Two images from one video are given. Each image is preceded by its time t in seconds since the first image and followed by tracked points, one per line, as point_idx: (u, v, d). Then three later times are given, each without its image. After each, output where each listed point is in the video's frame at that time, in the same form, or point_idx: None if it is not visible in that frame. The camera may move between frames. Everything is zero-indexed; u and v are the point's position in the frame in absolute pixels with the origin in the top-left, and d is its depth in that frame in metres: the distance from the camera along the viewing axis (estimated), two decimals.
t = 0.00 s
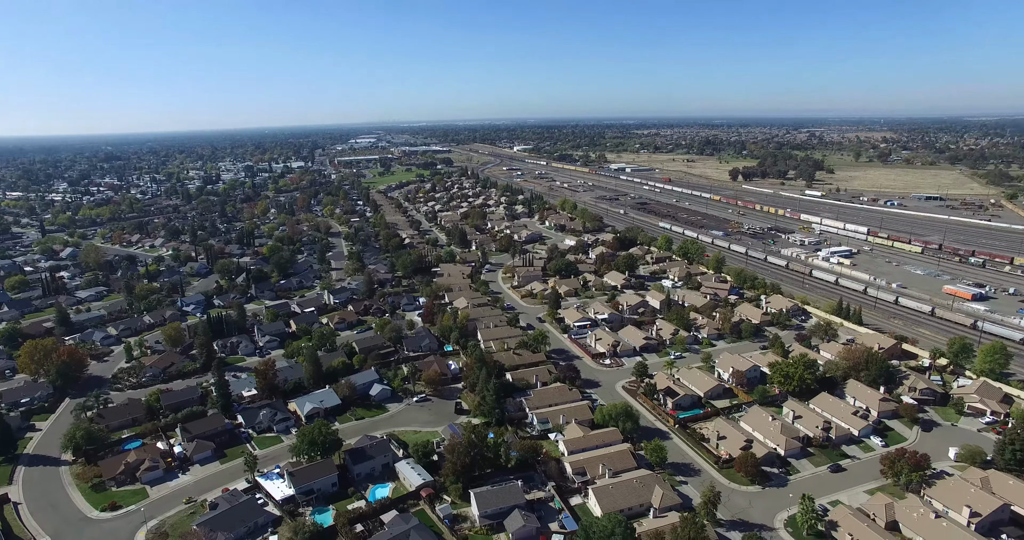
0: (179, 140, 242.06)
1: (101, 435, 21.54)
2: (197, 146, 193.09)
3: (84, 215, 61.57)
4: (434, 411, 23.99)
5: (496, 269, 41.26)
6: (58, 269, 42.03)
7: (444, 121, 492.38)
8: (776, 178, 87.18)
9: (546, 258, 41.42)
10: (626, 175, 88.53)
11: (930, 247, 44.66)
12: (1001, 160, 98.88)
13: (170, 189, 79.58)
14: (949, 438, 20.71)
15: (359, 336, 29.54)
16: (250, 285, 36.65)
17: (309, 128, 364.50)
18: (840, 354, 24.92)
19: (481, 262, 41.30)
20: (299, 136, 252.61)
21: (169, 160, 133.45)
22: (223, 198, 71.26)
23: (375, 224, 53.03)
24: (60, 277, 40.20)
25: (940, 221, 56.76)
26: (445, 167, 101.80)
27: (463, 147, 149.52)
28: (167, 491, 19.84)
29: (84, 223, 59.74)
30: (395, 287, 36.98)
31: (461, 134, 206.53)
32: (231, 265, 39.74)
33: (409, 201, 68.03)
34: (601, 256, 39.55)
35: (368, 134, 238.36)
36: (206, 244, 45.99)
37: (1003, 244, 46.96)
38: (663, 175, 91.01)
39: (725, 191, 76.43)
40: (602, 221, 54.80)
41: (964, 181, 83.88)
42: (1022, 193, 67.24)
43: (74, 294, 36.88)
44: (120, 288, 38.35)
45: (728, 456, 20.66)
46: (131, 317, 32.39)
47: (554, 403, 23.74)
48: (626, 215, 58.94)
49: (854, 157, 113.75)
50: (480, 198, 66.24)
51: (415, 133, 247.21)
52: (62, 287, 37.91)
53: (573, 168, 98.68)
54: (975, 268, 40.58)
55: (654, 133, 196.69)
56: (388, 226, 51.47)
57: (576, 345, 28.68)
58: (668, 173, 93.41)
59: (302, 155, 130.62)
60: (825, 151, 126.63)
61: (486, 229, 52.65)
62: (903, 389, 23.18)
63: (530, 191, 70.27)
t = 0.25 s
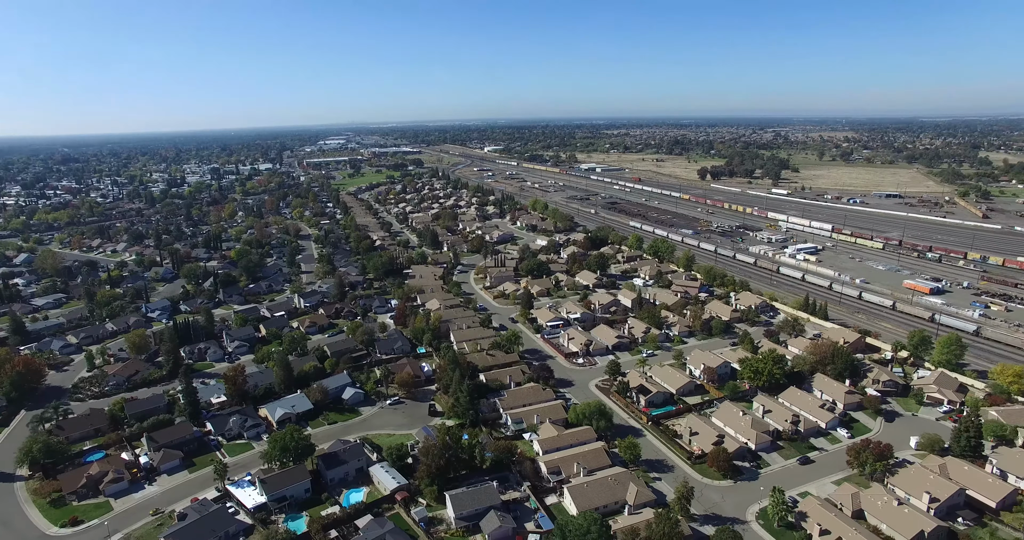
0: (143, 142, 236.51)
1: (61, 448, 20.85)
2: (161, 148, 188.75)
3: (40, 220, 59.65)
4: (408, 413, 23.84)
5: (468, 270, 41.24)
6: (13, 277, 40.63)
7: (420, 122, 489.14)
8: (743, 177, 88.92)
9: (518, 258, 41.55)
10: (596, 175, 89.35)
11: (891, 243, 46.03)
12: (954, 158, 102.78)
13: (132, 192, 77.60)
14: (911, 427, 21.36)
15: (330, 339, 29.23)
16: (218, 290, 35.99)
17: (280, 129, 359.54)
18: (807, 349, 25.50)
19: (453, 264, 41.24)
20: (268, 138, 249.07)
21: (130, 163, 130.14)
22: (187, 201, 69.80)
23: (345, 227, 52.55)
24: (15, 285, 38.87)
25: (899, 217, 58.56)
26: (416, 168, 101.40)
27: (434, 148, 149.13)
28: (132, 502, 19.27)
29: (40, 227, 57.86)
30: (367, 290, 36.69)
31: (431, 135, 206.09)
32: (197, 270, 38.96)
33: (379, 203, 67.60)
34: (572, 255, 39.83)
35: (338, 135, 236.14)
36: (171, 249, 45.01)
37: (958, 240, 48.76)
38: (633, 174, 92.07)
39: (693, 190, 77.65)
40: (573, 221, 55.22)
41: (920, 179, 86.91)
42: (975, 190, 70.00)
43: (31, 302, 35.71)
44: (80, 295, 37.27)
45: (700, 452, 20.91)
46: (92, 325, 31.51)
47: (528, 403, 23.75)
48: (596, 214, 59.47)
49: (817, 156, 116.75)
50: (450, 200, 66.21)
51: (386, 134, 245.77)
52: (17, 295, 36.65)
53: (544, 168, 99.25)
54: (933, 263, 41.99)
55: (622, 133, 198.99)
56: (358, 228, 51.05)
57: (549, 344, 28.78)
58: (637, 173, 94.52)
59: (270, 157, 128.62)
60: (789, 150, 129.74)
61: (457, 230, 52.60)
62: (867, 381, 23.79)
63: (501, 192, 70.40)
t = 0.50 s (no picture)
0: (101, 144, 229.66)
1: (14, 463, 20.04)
2: (119, 150, 183.58)
3: None
4: (379, 417, 23.60)
5: (438, 271, 41.13)
6: None
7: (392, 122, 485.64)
8: (709, 176, 90.59)
9: (488, 259, 41.59)
10: (565, 175, 90.05)
11: (851, 239, 47.37)
12: (908, 157, 106.52)
13: (88, 196, 75.29)
14: (872, 418, 22.00)
15: (299, 344, 28.83)
16: (181, 296, 35.20)
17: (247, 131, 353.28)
18: (773, 344, 26.04)
19: (423, 265, 41.09)
20: (233, 139, 244.57)
21: (86, 166, 126.20)
22: (148, 204, 68.03)
23: (313, 229, 51.93)
24: None
25: (858, 214, 60.38)
26: (384, 170, 100.80)
27: (403, 149, 148.39)
28: (92, 518, 18.61)
29: None
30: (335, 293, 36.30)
31: (400, 136, 205.19)
32: (159, 275, 38.03)
33: (347, 205, 66.97)
34: (542, 255, 40.04)
35: (305, 136, 233.00)
36: (131, 254, 43.83)
37: (914, 236, 50.50)
38: (601, 174, 93.05)
39: (660, 189, 78.79)
40: (543, 221, 55.54)
41: (877, 176, 89.79)
42: (928, 188, 72.73)
43: None
44: (34, 303, 36.01)
45: (671, 448, 21.15)
46: (47, 334, 30.50)
47: (500, 404, 23.71)
48: (565, 214, 59.90)
49: (780, 155, 119.66)
50: (419, 201, 65.96)
51: (354, 135, 243.60)
52: None
53: (513, 169, 99.61)
54: (891, 258, 43.37)
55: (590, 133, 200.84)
56: (326, 230, 50.50)
57: (520, 345, 28.83)
58: (606, 173, 95.56)
59: (234, 159, 126.27)
60: (753, 149, 132.67)
61: (426, 231, 52.40)
62: (830, 374, 24.40)
63: (470, 193, 70.47)
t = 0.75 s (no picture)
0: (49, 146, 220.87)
1: None
2: (67, 153, 176.61)
3: None
4: (345, 422, 23.28)
5: (403, 273, 40.88)
6: None
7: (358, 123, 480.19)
8: (671, 175, 92.26)
9: (453, 260, 41.51)
10: (529, 175, 90.56)
11: (809, 236, 48.77)
12: (859, 155, 110.53)
13: (32, 201, 72.18)
14: (830, 408, 22.70)
15: (261, 350, 28.28)
16: (136, 303, 34.12)
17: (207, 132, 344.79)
18: (735, 339, 26.60)
19: (387, 267, 40.78)
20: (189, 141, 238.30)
21: (30, 169, 120.82)
22: (98, 209, 65.65)
23: (274, 233, 51.02)
24: None
25: (814, 211, 62.30)
26: (346, 172, 99.72)
27: (365, 150, 147.02)
28: (41, 537, 17.74)
29: None
30: (299, 297, 35.73)
31: (362, 137, 203.37)
32: (112, 282, 36.79)
33: (309, 207, 65.99)
34: (507, 256, 40.18)
35: (264, 138, 228.54)
36: (81, 261, 42.26)
37: (867, 231, 52.36)
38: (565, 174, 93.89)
39: (623, 189, 79.89)
40: (508, 222, 55.74)
41: (831, 174, 92.80)
42: (878, 185, 75.55)
43: None
44: None
45: (638, 444, 21.37)
46: None
47: (468, 406, 23.61)
48: (530, 214, 60.22)
49: (739, 154, 122.60)
50: (383, 203, 65.47)
51: (316, 137, 240.21)
52: None
53: (477, 170, 99.68)
54: (845, 254, 44.82)
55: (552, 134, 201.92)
56: (288, 234, 49.68)
57: (487, 345, 28.82)
58: (569, 173, 96.44)
59: (191, 162, 122.96)
60: (712, 148, 135.61)
61: (390, 233, 52.03)
62: (791, 367, 25.05)
63: (434, 195, 70.26)
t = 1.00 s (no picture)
0: None
1: None
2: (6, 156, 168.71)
3: None
4: (309, 428, 22.88)
5: (366, 276, 40.50)
6: None
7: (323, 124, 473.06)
8: (632, 175, 93.68)
9: (416, 262, 41.32)
10: (492, 176, 90.81)
11: (766, 232, 50.07)
12: (812, 153, 114.25)
13: None
14: (789, 400, 23.33)
15: (221, 357, 27.63)
16: (87, 312, 32.89)
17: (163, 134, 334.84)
18: (697, 336, 27.11)
19: (350, 271, 40.35)
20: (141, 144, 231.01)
21: None
22: (42, 215, 62.93)
23: (232, 237, 49.90)
24: None
25: (770, 208, 64.12)
26: (306, 174, 98.27)
27: (325, 153, 145.02)
28: None
29: None
30: (259, 302, 35.03)
31: (322, 139, 200.62)
32: (60, 290, 35.35)
33: (268, 211, 64.77)
34: (471, 257, 40.20)
35: (219, 140, 223.08)
36: (25, 270, 40.48)
37: (821, 227, 54.12)
38: (527, 175, 94.47)
39: (585, 188, 80.80)
40: (471, 223, 55.81)
41: (786, 172, 95.59)
42: (830, 183, 78.26)
43: None
44: None
45: (605, 441, 21.55)
46: None
47: (435, 408, 23.44)
48: (493, 215, 60.40)
49: (698, 153, 125.25)
50: (344, 205, 64.79)
51: (274, 139, 235.79)
52: None
53: (440, 171, 99.47)
54: (801, 249, 46.21)
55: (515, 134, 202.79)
56: (246, 238, 48.67)
57: (452, 347, 28.74)
58: (532, 173, 97.06)
59: (143, 165, 119.02)
60: (672, 148, 138.17)
61: (352, 235, 51.49)
62: (752, 361, 25.64)
63: (396, 196, 69.85)
